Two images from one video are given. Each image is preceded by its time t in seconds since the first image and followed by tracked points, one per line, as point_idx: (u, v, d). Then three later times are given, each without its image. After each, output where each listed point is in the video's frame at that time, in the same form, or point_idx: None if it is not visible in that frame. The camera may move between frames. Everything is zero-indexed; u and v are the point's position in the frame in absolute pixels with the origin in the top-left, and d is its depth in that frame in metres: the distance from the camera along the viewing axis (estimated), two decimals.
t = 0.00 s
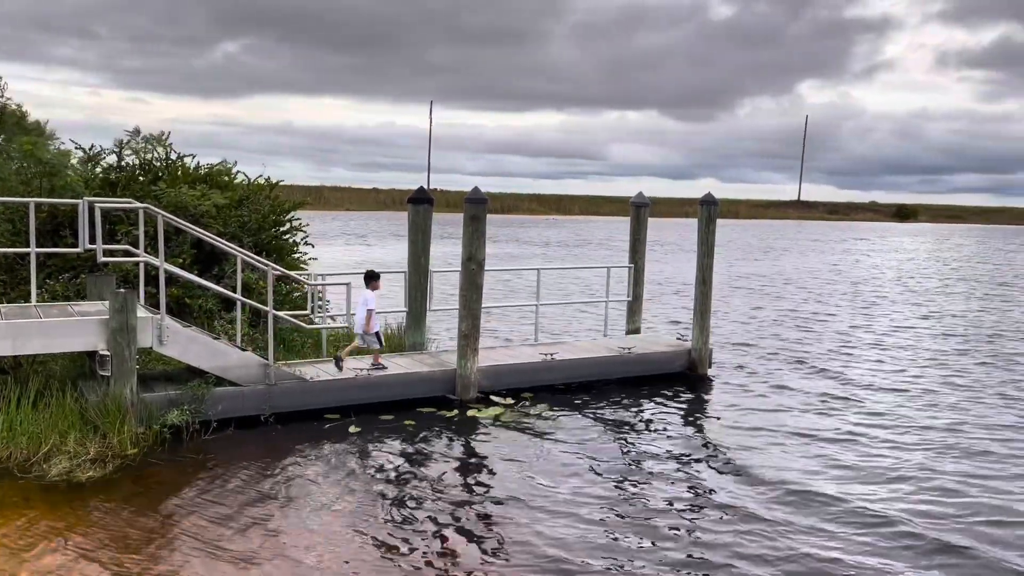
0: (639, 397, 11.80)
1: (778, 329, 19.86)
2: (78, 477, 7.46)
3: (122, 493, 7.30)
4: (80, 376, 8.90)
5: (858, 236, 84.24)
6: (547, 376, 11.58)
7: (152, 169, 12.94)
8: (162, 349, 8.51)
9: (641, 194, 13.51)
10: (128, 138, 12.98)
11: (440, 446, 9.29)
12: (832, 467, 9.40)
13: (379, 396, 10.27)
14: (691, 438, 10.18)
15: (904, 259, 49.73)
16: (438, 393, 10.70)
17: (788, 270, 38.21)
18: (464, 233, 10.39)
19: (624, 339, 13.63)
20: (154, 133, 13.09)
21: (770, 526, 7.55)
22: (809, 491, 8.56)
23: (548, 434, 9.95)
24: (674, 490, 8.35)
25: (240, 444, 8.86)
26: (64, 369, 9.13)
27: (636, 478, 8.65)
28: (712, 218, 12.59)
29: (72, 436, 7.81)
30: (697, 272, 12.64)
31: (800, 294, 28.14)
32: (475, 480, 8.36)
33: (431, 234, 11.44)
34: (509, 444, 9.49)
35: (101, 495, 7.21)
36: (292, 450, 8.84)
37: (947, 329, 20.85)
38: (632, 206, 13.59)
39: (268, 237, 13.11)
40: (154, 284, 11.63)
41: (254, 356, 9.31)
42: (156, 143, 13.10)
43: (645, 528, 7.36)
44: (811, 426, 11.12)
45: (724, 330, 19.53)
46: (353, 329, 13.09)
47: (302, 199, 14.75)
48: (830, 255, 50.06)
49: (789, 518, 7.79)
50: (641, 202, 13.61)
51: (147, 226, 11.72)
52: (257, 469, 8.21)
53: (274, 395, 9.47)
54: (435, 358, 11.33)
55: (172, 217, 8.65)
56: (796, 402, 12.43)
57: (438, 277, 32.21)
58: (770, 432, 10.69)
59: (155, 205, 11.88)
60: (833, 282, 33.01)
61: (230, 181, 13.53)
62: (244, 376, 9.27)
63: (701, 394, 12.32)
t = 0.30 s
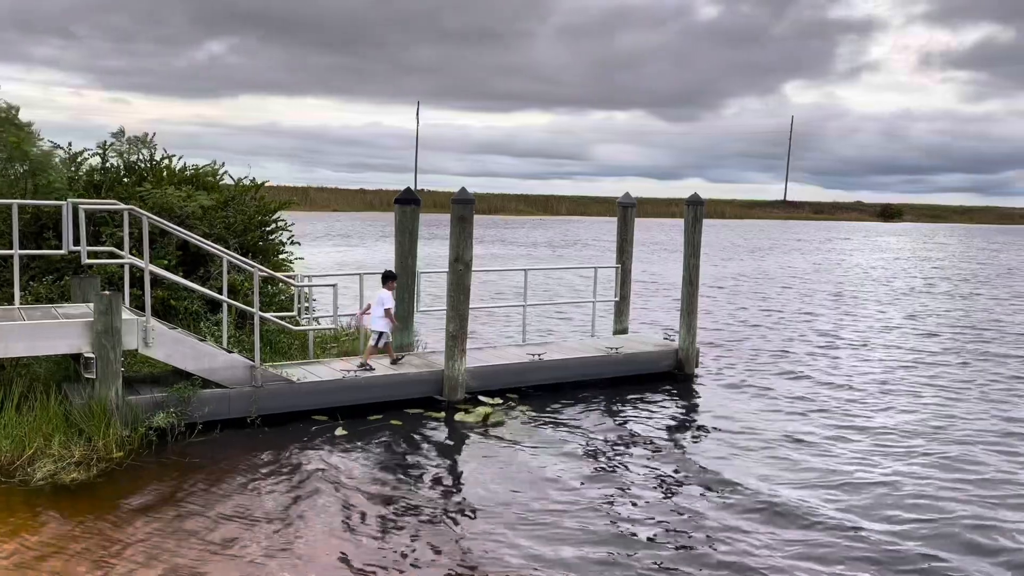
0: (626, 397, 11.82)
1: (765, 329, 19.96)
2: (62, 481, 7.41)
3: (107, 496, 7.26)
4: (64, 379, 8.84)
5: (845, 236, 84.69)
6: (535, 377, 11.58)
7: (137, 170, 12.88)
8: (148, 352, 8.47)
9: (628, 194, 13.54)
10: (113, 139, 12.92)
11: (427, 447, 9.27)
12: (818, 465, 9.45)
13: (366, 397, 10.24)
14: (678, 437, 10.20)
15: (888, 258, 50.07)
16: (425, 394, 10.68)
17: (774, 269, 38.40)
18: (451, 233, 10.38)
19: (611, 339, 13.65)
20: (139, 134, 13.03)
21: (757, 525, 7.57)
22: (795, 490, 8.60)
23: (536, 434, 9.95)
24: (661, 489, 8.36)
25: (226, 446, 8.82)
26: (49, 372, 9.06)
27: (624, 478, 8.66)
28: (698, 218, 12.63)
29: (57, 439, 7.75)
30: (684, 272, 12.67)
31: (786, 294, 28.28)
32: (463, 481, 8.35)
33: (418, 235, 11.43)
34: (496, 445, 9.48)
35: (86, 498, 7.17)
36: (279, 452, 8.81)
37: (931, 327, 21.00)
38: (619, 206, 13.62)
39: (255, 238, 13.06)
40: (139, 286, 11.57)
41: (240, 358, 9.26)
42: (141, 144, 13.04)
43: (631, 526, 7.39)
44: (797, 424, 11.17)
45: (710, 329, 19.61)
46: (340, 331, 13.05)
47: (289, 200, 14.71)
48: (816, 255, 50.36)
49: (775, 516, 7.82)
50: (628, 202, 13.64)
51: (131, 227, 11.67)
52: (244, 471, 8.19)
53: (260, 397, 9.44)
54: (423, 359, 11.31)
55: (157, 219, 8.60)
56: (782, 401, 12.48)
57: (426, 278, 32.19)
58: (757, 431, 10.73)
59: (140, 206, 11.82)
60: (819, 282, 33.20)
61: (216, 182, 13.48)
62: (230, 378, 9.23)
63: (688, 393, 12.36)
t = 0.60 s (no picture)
0: (613, 397, 11.84)
1: (750, 329, 20.04)
2: (44, 484, 7.34)
3: (90, 500, 7.20)
4: (46, 382, 8.76)
5: (830, 236, 85.18)
6: (521, 377, 11.58)
7: (120, 172, 12.79)
8: (132, 354, 8.41)
9: (614, 195, 13.57)
10: (98, 140, 12.83)
11: (415, 447, 9.27)
12: (803, 464, 9.49)
13: (353, 399, 10.21)
14: (664, 437, 10.23)
15: (873, 259, 50.42)
16: (412, 396, 10.65)
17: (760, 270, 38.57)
18: (437, 234, 10.36)
19: (598, 339, 13.67)
20: (122, 136, 12.94)
21: (743, 522, 7.60)
22: (780, 488, 8.63)
23: (523, 434, 9.94)
24: (648, 488, 8.38)
25: (211, 448, 8.77)
26: (30, 374, 8.98)
27: (610, 477, 8.68)
28: (684, 218, 12.67)
29: (39, 442, 7.68)
30: (670, 272, 12.71)
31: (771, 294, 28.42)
32: (450, 480, 8.35)
33: (404, 235, 11.39)
34: (483, 445, 9.47)
35: (69, 502, 7.11)
36: (265, 453, 8.77)
37: (915, 327, 21.14)
38: (606, 207, 13.64)
39: (240, 239, 13.00)
40: (123, 288, 11.50)
41: (225, 359, 9.21)
42: (125, 145, 12.96)
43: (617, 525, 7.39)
44: (782, 424, 11.22)
45: (696, 329, 19.68)
46: (326, 332, 13.01)
47: (274, 202, 14.64)
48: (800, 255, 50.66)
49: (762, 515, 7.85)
50: (614, 202, 13.66)
51: (115, 229, 11.59)
52: (228, 473, 8.14)
53: (245, 399, 9.39)
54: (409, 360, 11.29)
55: (140, 220, 8.54)
56: (768, 400, 12.54)
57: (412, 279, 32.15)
58: (743, 430, 10.76)
59: (124, 208, 11.74)
60: (804, 282, 33.38)
61: (201, 184, 13.41)
62: (215, 379, 9.17)
63: (675, 393, 12.39)
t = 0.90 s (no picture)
0: (597, 398, 11.87)
1: (734, 330, 20.14)
2: (24, 488, 7.28)
3: (71, 504, 7.14)
4: (26, 385, 8.67)
5: (813, 237, 85.72)
6: (506, 379, 11.59)
7: (102, 172, 12.68)
8: (113, 357, 8.34)
9: (599, 196, 13.59)
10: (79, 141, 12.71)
11: (400, 450, 9.26)
12: (786, 466, 9.55)
13: (337, 401, 10.18)
14: (648, 439, 10.27)
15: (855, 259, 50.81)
16: (396, 398, 10.63)
17: (743, 271, 38.76)
18: (422, 236, 10.34)
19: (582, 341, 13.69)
20: (103, 136, 12.83)
21: (727, 526, 7.65)
22: (764, 491, 8.69)
23: (508, 437, 9.95)
24: (632, 491, 8.41)
25: (194, 451, 8.72)
26: (10, 377, 8.89)
27: (595, 480, 8.71)
28: (669, 220, 12.71)
29: (19, 446, 7.61)
30: (654, 274, 12.75)
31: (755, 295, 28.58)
32: (435, 482, 8.36)
33: (389, 237, 11.36)
34: (468, 448, 9.47)
35: (49, 506, 7.05)
36: (248, 456, 8.74)
37: (897, 329, 21.33)
38: (591, 208, 13.66)
39: (223, 241, 12.92)
40: (105, 290, 11.40)
41: (208, 362, 9.15)
42: (106, 146, 12.84)
43: (602, 529, 7.41)
44: (766, 425, 11.28)
45: (681, 331, 19.76)
46: (310, 334, 12.96)
47: (258, 203, 14.56)
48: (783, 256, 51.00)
49: (745, 518, 7.89)
50: (599, 204, 13.69)
51: (96, 230, 11.49)
52: (212, 477, 8.10)
53: (228, 402, 9.33)
54: (394, 362, 11.27)
55: (122, 222, 8.46)
56: (751, 401, 12.61)
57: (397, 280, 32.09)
58: (726, 432, 10.82)
59: (106, 209, 11.64)
60: (788, 283, 33.60)
61: (184, 185, 13.32)
62: (198, 382, 9.11)
63: (659, 394, 12.44)
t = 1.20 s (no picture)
0: (582, 400, 11.88)
1: (718, 331, 20.22)
2: (4, 493, 7.20)
3: (51, 509, 7.07)
4: (5, 389, 8.57)
5: (796, 239, 86.25)
6: (491, 381, 11.57)
7: (82, 175, 12.57)
8: (93, 360, 8.26)
9: (583, 198, 13.61)
10: (57, 143, 12.59)
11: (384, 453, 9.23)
12: (770, 466, 9.59)
13: (321, 404, 10.13)
14: (633, 440, 10.29)
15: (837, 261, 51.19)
16: (380, 400, 10.60)
17: (727, 272, 38.95)
18: (406, 237, 10.32)
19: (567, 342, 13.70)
20: (83, 138, 12.72)
21: (712, 526, 7.66)
22: (749, 490, 8.72)
23: (493, 438, 9.94)
24: (618, 492, 8.42)
25: (176, 455, 8.65)
26: None
27: (580, 481, 8.71)
28: (653, 222, 12.75)
29: None
30: (638, 275, 12.78)
31: (738, 296, 28.73)
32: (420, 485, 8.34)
33: (373, 239, 11.32)
34: (453, 450, 9.45)
35: (28, 512, 6.97)
36: (231, 460, 8.68)
37: (879, 330, 21.50)
38: (575, 210, 13.68)
39: (206, 243, 12.84)
40: (85, 293, 11.30)
41: (190, 365, 9.08)
42: (86, 148, 12.73)
43: (588, 529, 7.41)
44: (750, 426, 11.33)
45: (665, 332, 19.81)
46: (293, 337, 12.89)
47: (240, 205, 14.47)
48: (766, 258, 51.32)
49: (730, 518, 7.91)
50: (583, 205, 13.71)
51: (77, 233, 11.38)
52: (196, 481, 8.04)
53: (211, 405, 9.27)
54: (378, 364, 11.23)
55: (103, 224, 8.39)
56: (735, 402, 12.67)
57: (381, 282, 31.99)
58: (711, 433, 10.85)
59: (86, 211, 11.53)
60: (771, 284, 33.79)
61: (166, 186, 13.22)
62: (180, 385, 9.05)
63: (644, 395, 12.46)
